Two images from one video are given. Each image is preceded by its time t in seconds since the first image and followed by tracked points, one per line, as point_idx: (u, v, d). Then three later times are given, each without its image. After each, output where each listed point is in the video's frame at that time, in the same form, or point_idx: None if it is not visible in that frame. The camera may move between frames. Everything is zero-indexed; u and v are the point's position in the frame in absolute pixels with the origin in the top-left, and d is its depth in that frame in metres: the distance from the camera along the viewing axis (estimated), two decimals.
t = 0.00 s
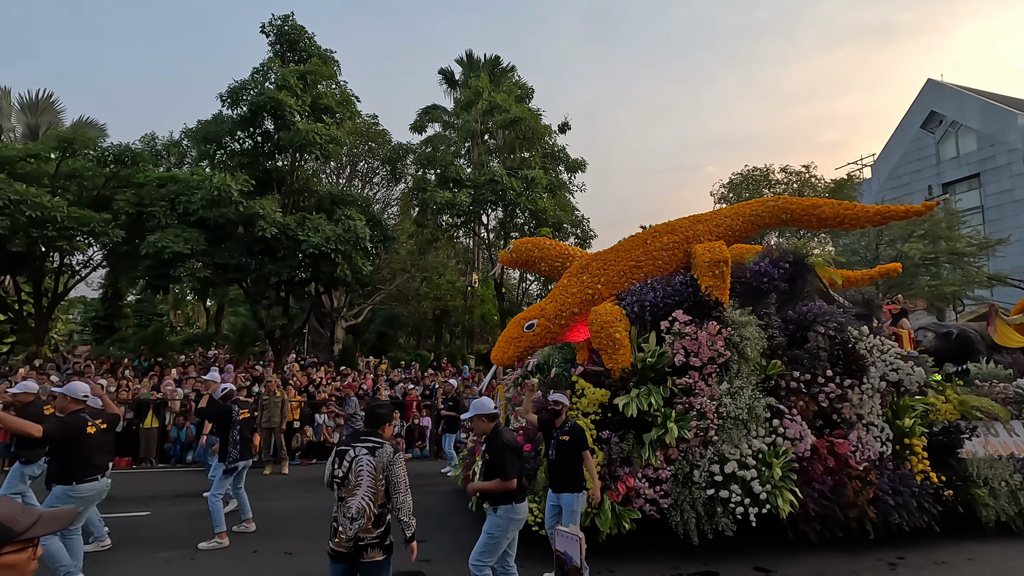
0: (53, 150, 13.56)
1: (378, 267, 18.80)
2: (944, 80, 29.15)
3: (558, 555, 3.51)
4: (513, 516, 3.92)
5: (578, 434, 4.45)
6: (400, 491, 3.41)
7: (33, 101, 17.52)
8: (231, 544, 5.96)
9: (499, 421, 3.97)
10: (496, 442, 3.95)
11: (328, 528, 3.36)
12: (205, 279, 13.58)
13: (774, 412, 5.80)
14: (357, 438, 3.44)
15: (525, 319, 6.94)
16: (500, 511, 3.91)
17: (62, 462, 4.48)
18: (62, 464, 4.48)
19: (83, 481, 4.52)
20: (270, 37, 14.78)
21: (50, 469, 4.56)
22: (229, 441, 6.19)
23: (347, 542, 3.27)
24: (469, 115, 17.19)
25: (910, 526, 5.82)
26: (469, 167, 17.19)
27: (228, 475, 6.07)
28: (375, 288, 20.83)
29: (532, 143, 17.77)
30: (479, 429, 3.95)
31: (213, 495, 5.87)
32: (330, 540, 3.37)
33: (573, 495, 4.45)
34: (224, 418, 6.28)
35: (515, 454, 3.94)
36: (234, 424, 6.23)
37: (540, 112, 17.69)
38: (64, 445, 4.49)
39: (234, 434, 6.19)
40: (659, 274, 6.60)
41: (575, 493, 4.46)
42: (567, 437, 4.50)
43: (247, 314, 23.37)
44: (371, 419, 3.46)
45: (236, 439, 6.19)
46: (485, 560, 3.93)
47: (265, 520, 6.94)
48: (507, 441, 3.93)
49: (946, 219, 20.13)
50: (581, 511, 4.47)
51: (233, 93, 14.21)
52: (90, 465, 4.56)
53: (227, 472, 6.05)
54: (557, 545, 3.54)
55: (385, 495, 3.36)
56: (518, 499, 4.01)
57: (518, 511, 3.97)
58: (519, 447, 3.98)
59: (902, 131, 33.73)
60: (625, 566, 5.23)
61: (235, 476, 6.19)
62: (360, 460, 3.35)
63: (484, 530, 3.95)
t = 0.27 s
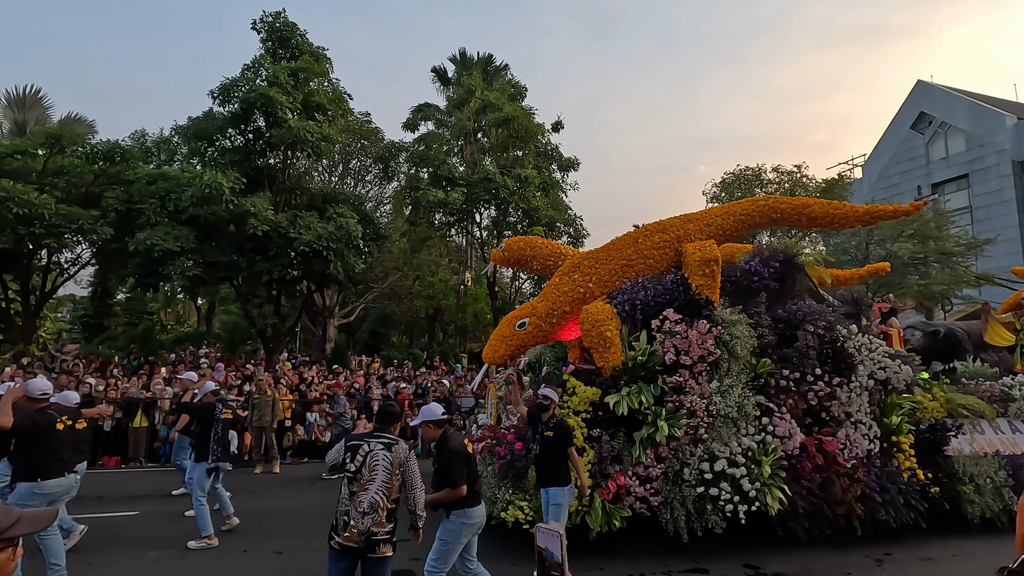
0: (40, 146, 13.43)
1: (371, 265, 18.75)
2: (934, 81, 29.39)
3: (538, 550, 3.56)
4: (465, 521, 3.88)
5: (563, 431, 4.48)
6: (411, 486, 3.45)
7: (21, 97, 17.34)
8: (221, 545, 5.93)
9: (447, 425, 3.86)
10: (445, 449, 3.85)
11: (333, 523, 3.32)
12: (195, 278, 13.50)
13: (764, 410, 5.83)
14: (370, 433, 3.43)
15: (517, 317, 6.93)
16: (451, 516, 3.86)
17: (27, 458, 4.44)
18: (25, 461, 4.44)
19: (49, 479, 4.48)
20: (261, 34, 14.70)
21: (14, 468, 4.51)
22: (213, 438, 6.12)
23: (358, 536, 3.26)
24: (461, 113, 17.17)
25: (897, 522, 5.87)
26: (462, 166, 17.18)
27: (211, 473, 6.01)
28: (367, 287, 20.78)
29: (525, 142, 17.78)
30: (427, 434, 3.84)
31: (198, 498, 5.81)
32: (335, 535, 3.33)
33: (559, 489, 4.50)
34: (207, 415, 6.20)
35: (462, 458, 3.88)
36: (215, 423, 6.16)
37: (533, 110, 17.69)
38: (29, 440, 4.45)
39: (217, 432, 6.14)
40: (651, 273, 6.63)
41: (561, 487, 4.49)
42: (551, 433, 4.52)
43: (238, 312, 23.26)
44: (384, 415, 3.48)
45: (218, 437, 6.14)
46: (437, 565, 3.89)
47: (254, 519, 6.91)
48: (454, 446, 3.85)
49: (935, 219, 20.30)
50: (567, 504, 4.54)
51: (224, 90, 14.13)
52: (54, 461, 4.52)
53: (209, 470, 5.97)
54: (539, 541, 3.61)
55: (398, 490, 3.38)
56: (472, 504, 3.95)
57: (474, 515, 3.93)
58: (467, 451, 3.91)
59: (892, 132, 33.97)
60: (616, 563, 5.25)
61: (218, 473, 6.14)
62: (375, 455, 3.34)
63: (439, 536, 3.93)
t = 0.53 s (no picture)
0: (32, 145, 13.37)
1: (366, 265, 18.75)
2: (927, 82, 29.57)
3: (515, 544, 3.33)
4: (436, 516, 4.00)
5: (552, 433, 4.42)
6: (410, 484, 3.50)
7: (12, 95, 17.25)
8: (212, 545, 5.93)
9: (410, 423, 3.96)
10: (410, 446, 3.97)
11: (335, 523, 3.32)
12: (188, 277, 13.47)
13: (754, 410, 5.88)
14: (370, 433, 3.44)
15: (509, 318, 6.94)
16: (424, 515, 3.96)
17: None
18: None
19: (14, 483, 4.51)
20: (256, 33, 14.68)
21: None
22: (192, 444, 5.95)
23: (362, 536, 3.27)
24: (456, 113, 17.23)
25: (885, 520, 5.93)
26: (457, 165, 17.21)
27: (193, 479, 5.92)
28: (362, 286, 20.77)
29: (520, 142, 17.82)
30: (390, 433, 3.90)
31: (184, 501, 5.78)
32: (336, 536, 3.33)
33: (546, 495, 4.37)
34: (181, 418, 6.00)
35: (427, 456, 4.02)
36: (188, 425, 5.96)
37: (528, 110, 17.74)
38: None
39: (190, 434, 5.92)
40: (643, 273, 6.67)
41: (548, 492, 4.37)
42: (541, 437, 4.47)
43: (232, 312, 23.21)
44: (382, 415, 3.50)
45: (192, 439, 5.92)
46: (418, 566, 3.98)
47: (247, 519, 6.92)
48: (417, 444, 3.97)
49: (926, 219, 20.47)
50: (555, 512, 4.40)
51: (218, 89, 14.10)
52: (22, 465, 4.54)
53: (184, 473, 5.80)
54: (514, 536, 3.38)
55: (400, 488, 3.42)
56: (440, 498, 4.08)
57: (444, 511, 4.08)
58: (430, 448, 4.06)
59: (885, 132, 34.14)
60: (606, 562, 5.28)
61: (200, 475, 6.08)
62: (378, 455, 3.36)
63: (412, 536, 4.02)
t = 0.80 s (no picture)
0: (26, 144, 13.32)
1: (361, 265, 18.73)
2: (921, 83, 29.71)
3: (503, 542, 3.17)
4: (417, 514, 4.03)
5: (544, 432, 4.40)
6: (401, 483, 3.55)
7: (6, 94, 17.17)
8: (207, 545, 5.92)
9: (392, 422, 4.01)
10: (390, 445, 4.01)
11: (329, 525, 3.30)
12: (183, 277, 13.44)
13: (748, 410, 5.91)
14: (363, 434, 3.45)
15: (505, 318, 6.94)
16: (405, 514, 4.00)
17: None
18: None
19: None
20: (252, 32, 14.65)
21: None
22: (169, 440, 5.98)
23: (359, 536, 3.28)
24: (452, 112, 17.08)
25: (878, 519, 5.97)
26: (453, 165, 17.22)
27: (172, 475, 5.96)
28: (358, 286, 20.74)
29: (516, 142, 17.82)
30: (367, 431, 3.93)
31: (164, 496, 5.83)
32: (331, 537, 3.31)
33: (537, 496, 4.34)
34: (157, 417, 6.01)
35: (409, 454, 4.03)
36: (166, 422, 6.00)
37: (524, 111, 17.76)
38: None
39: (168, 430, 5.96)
40: (638, 274, 6.69)
41: (541, 494, 4.35)
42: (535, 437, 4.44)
43: (227, 312, 23.15)
44: (373, 416, 3.52)
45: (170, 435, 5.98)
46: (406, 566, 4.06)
47: (242, 519, 6.92)
48: (399, 442, 3.99)
49: (920, 220, 20.58)
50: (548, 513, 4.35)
51: (214, 88, 14.08)
52: None
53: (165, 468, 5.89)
54: (502, 534, 3.19)
55: (394, 488, 3.45)
56: (424, 496, 4.08)
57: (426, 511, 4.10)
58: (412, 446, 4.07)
59: (880, 133, 34.27)
60: (601, 561, 5.29)
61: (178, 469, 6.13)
62: (372, 455, 3.38)
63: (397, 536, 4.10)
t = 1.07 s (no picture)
0: (19, 143, 13.24)
1: (357, 266, 18.71)
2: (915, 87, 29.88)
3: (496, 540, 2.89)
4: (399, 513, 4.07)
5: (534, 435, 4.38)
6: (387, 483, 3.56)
7: None
8: (201, 547, 5.90)
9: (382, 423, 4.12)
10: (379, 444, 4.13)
11: (315, 527, 3.31)
12: (178, 277, 13.40)
13: (743, 411, 5.94)
14: (348, 436, 3.45)
15: (501, 319, 6.94)
16: (386, 513, 4.03)
17: None
18: None
19: None
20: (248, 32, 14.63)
21: None
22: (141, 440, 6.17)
23: (345, 538, 3.29)
24: (448, 115, 17.21)
25: (871, 520, 6.01)
26: (450, 166, 17.23)
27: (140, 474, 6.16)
28: (354, 287, 20.73)
29: (512, 143, 17.85)
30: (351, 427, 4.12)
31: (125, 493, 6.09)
32: (317, 540, 3.31)
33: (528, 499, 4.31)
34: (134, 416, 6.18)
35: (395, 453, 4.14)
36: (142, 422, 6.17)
37: (520, 112, 17.80)
38: None
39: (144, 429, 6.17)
40: (633, 275, 6.71)
41: (532, 499, 4.30)
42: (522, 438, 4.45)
43: (221, 312, 23.08)
44: (358, 417, 3.52)
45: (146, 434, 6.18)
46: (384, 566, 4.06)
47: (237, 520, 6.90)
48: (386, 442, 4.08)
49: (913, 223, 20.70)
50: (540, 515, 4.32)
51: (209, 88, 14.04)
52: None
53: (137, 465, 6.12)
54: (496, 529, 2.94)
55: (380, 488, 3.47)
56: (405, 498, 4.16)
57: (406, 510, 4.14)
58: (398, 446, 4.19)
59: (874, 136, 34.44)
60: (597, 562, 5.30)
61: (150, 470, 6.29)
62: (358, 457, 3.38)
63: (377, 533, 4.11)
